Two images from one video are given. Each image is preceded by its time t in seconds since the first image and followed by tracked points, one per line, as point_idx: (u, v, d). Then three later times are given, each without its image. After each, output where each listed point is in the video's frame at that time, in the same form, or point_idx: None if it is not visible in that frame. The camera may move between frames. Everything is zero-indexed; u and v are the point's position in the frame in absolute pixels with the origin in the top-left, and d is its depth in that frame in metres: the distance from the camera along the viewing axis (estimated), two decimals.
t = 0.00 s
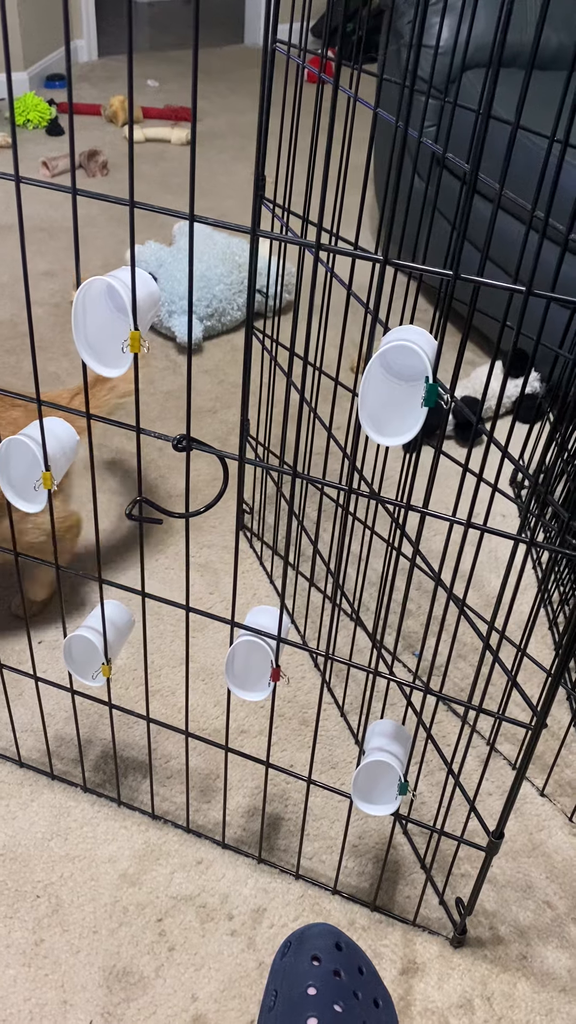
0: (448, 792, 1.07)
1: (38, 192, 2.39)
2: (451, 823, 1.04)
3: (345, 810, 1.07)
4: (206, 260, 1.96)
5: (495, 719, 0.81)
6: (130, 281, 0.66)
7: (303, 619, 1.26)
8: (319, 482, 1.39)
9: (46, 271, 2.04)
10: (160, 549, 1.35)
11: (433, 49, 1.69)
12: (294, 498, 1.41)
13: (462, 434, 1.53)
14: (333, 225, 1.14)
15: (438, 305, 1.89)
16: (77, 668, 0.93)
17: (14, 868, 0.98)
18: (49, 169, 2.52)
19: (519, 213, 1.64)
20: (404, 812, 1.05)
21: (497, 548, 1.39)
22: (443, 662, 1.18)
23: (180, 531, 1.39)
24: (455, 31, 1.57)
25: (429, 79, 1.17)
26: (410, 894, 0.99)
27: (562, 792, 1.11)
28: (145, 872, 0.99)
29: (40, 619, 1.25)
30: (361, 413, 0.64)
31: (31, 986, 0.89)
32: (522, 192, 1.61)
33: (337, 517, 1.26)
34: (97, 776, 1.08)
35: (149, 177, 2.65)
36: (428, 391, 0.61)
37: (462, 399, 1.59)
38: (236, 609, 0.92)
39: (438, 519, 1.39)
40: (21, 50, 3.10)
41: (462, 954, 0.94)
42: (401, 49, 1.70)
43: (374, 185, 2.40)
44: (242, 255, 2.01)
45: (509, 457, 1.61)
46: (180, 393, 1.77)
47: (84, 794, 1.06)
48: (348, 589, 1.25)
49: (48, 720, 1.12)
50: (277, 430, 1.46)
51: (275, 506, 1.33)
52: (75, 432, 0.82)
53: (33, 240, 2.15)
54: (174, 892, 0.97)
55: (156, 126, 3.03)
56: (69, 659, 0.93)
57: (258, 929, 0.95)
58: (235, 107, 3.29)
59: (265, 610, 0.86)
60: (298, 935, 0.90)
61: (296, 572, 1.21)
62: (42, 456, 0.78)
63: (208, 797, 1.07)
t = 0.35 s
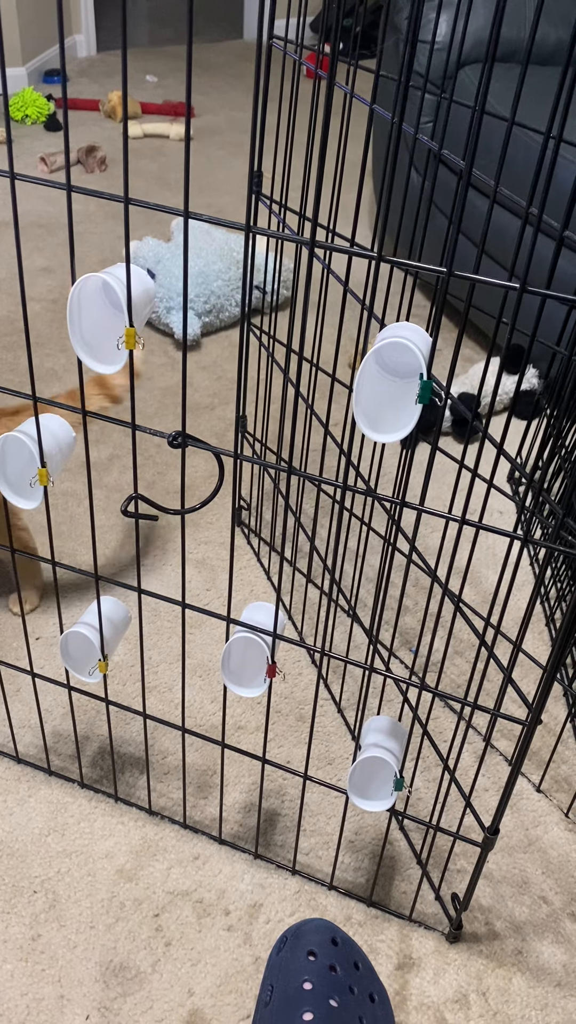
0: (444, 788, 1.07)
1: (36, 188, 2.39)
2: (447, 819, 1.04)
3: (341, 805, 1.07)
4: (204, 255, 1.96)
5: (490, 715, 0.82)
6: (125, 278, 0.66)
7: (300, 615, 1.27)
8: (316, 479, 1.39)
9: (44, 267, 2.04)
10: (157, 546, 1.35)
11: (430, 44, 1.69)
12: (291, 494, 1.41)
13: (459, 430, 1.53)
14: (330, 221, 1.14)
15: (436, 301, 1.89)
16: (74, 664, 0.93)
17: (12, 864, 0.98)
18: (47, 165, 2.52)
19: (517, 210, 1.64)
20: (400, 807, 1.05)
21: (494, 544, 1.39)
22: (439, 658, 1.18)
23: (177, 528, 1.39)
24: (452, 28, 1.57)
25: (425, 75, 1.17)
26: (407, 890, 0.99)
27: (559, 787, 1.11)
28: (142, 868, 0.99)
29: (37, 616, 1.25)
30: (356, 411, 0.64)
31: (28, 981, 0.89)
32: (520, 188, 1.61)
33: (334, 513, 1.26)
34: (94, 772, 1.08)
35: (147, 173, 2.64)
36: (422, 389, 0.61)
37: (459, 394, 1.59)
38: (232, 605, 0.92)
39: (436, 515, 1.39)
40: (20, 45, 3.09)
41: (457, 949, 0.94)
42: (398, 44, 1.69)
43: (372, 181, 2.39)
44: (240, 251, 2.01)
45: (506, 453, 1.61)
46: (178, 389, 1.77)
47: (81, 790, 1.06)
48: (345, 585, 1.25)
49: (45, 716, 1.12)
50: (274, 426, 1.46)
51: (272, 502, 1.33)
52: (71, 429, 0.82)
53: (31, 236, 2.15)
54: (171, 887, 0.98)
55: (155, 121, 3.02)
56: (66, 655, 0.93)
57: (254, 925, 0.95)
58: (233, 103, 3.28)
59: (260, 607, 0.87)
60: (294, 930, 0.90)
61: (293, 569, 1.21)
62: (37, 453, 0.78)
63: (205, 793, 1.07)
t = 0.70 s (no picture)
0: (443, 784, 1.07)
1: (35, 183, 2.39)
2: (446, 815, 1.04)
3: (341, 801, 1.07)
4: (204, 251, 1.95)
5: (490, 711, 0.82)
6: (125, 272, 0.66)
7: (299, 611, 1.27)
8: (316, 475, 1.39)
9: (44, 263, 2.03)
10: (157, 542, 1.35)
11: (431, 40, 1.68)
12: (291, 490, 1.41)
13: (459, 426, 1.53)
14: (330, 216, 1.14)
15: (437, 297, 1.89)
16: (73, 659, 0.93)
17: (11, 859, 0.98)
18: (47, 160, 2.51)
19: (517, 206, 1.64)
20: (399, 803, 1.06)
21: (494, 540, 1.39)
22: (439, 654, 1.19)
23: (177, 524, 1.39)
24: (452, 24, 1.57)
25: (425, 71, 1.16)
26: (406, 885, 0.99)
27: (558, 783, 1.11)
28: (142, 863, 0.99)
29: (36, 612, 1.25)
30: (356, 406, 0.64)
31: (27, 975, 0.89)
32: (521, 184, 1.61)
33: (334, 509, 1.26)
34: (94, 768, 1.08)
35: (147, 169, 2.64)
36: (423, 383, 0.61)
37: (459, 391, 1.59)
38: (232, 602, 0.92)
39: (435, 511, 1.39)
40: (20, 40, 3.08)
41: (457, 944, 0.94)
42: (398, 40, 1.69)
43: (372, 177, 2.39)
44: (240, 247, 2.01)
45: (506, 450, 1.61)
46: (178, 385, 1.76)
47: (81, 785, 1.06)
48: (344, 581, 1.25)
49: (45, 711, 1.12)
50: (274, 422, 1.46)
51: (272, 498, 1.33)
52: (71, 424, 0.82)
53: (31, 232, 2.15)
54: (170, 882, 0.98)
55: (155, 117, 3.02)
56: (66, 650, 0.93)
57: (253, 920, 0.95)
58: (233, 99, 3.28)
59: (259, 603, 0.87)
60: (294, 925, 0.90)
61: (293, 564, 1.21)
62: (37, 448, 0.78)
63: (205, 789, 1.07)
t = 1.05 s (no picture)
0: (441, 781, 1.07)
1: (33, 178, 2.38)
2: (444, 812, 1.04)
3: (339, 798, 1.07)
4: (203, 248, 1.95)
5: (488, 707, 0.82)
6: (123, 267, 0.66)
7: (298, 608, 1.27)
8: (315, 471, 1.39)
9: (42, 259, 2.03)
10: (155, 538, 1.35)
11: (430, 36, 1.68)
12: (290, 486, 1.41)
13: (458, 423, 1.53)
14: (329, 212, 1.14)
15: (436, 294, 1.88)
16: (71, 656, 0.93)
17: (8, 855, 0.98)
18: (45, 156, 2.50)
19: (516, 202, 1.64)
20: (398, 800, 1.05)
21: (492, 537, 1.39)
22: (437, 651, 1.18)
23: (175, 520, 1.39)
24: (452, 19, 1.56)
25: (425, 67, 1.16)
26: (404, 882, 0.99)
27: (556, 780, 1.11)
28: (139, 859, 0.99)
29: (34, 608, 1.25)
30: (355, 401, 0.64)
31: (24, 972, 0.89)
32: (520, 181, 1.61)
33: (332, 505, 1.25)
34: (91, 764, 1.08)
35: (146, 165, 2.64)
36: (422, 379, 0.61)
37: (457, 387, 1.59)
38: (231, 599, 0.92)
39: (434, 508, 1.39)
40: (18, 35, 3.07)
41: (454, 941, 0.94)
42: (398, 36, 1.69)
43: (371, 174, 2.39)
44: (239, 243, 2.00)
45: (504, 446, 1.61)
46: (177, 381, 1.76)
47: (78, 781, 1.06)
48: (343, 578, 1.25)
49: (42, 708, 1.12)
50: (273, 418, 1.46)
51: (271, 494, 1.33)
52: (69, 420, 0.82)
53: (29, 228, 2.14)
54: (168, 879, 0.98)
55: (154, 113, 3.01)
56: (63, 647, 0.93)
57: (251, 917, 0.95)
58: (233, 95, 3.27)
59: (257, 599, 0.86)
60: (291, 922, 0.90)
61: (291, 560, 1.21)
62: (35, 443, 0.78)
63: (203, 785, 1.07)
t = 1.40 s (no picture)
0: (440, 777, 1.08)
1: (33, 175, 2.38)
2: (442, 807, 1.05)
3: (338, 794, 1.07)
4: (203, 245, 1.95)
5: (488, 703, 0.82)
6: (124, 261, 0.66)
7: (297, 604, 1.27)
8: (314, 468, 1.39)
9: (42, 256, 2.03)
10: (155, 534, 1.35)
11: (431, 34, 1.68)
12: (289, 483, 1.41)
13: (457, 420, 1.53)
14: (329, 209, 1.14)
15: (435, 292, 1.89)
16: (71, 651, 0.93)
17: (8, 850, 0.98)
18: (45, 152, 2.50)
19: (516, 200, 1.64)
20: (397, 795, 1.06)
21: (492, 534, 1.40)
22: (436, 647, 1.19)
23: (175, 517, 1.39)
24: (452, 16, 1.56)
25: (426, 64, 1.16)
26: (402, 877, 1.00)
27: (555, 775, 1.11)
28: (139, 855, 0.99)
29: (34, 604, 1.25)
30: (355, 396, 0.64)
31: (24, 966, 0.89)
32: (520, 178, 1.61)
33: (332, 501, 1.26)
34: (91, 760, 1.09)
35: (146, 162, 2.63)
36: (422, 374, 0.61)
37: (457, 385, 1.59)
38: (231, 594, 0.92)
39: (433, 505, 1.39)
40: (18, 32, 3.06)
41: (453, 936, 0.95)
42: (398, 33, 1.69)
43: (371, 171, 2.39)
44: (239, 240, 2.00)
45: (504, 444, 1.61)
46: (176, 378, 1.76)
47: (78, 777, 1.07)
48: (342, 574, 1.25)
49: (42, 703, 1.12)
50: (272, 415, 1.46)
51: (271, 491, 1.33)
52: (69, 415, 0.82)
53: (28, 225, 2.14)
54: (168, 874, 0.98)
55: (153, 110, 3.01)
56: (63, 643, 0.93)
57: (251, 912, 0.95)
58: (233, 92, 3.27)
59: (257, 595, 0.87)
60: (291, 917, 0.90)
61: (290, 556, 1.21)
62: (35, 439, 0.78)
63: (202, 781, 1.07)
